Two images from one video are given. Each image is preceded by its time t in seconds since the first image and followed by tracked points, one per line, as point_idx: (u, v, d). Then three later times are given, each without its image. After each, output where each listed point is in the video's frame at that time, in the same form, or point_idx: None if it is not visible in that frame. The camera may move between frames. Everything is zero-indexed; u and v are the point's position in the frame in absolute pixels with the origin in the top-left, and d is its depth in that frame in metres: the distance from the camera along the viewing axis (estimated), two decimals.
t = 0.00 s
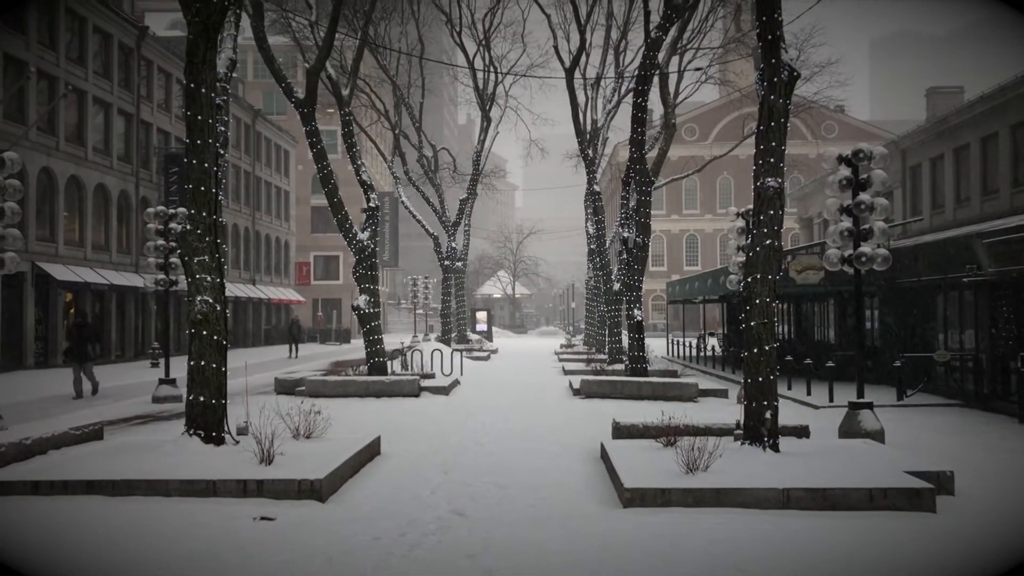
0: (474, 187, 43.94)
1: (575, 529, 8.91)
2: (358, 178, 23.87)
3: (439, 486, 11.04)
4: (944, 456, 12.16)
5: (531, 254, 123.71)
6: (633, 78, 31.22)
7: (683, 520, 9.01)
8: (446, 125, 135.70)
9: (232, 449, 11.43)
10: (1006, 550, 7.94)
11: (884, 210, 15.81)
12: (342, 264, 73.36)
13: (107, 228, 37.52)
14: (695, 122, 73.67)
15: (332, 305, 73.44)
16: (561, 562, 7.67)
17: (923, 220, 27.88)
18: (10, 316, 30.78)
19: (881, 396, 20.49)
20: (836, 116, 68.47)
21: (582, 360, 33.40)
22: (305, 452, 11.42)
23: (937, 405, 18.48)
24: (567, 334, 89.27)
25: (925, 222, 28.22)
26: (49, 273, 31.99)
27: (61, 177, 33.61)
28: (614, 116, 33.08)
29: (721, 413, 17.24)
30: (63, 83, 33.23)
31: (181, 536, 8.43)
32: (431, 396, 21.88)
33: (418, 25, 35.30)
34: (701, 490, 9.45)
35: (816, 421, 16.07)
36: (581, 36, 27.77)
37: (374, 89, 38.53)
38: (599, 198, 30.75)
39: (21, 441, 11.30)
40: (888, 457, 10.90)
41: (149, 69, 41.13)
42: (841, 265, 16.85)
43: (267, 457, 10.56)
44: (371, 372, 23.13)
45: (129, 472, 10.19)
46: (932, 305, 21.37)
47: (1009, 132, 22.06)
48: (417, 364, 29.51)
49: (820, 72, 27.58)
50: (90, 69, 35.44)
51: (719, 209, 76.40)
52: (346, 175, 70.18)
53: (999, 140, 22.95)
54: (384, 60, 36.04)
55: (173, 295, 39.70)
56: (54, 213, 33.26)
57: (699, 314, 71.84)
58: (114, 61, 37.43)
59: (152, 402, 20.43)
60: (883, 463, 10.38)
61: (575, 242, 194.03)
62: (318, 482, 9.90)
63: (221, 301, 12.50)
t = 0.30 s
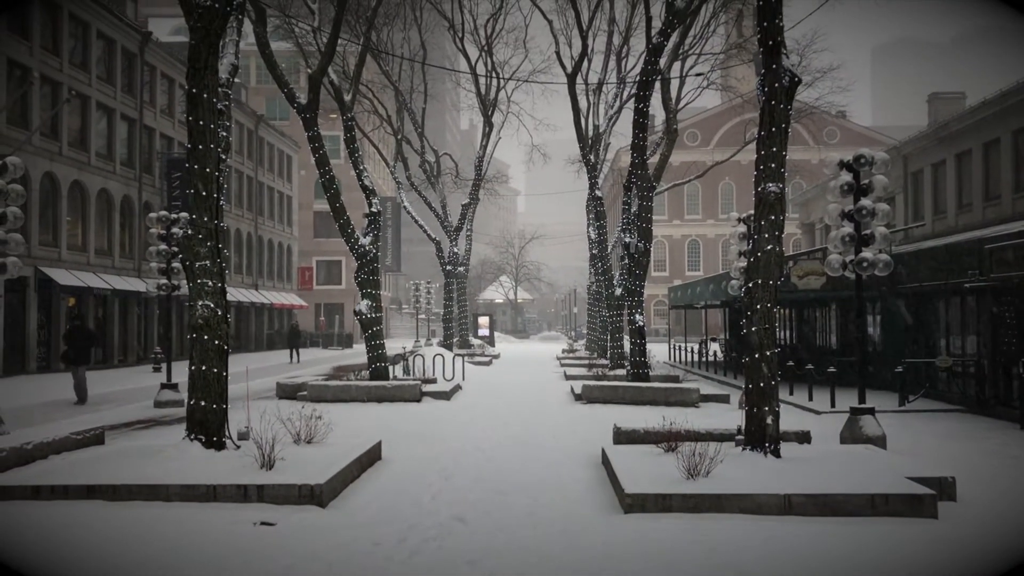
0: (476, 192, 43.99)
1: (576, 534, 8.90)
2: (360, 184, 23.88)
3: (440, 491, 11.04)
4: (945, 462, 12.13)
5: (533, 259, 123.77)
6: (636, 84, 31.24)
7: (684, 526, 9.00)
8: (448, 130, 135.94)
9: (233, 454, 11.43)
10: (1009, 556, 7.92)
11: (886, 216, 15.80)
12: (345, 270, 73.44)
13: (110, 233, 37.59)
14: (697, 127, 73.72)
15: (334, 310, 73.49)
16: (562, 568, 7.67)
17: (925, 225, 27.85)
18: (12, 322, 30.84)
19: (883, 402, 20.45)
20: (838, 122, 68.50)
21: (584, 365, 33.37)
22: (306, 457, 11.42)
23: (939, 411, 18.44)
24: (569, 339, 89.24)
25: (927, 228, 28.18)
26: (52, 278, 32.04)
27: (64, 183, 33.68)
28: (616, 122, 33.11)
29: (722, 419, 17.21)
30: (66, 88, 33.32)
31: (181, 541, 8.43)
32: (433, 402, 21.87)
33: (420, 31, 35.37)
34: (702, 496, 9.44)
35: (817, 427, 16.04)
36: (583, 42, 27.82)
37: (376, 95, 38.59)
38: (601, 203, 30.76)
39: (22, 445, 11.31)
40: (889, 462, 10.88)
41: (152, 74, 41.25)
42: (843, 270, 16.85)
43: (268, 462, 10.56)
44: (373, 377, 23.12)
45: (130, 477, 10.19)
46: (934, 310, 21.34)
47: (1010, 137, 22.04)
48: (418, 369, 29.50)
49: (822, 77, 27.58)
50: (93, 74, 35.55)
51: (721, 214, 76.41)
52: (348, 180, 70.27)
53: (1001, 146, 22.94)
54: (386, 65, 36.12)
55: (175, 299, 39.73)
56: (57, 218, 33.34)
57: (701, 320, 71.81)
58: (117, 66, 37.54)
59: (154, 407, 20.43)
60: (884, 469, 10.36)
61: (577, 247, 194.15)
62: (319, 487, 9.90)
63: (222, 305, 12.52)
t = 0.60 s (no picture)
0: (477, 196, 43.97)
1: (574, 539, 8.88)
2: (360, 187, 23.87)
3: (438, 496, 11.00)
4: (945, 468, 12.09)
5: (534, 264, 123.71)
6: (636, 88, 31.24)
7: (683, 532, 8.97)
8: (448, 134, 136.04)
9: (230, 458, 11.40)
10: (1010, 562, 7.87)
11: (885, 221, 15.79)
12: (344, 273, 73.44)
13: (109, 237, 37.57)
14: (698, 132, 73.71)
15: (334, 314, 73.43)
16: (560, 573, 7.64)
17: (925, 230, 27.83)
18: (12, 325, 30.84)
19: (883, 407, 20.39)
20: (839, 127, 68.48)
21: (584, 370, 33.33)
22: (304, 462, 11.38)
23: (939, 417, 18.39)
24: (569, 343, 89.21)
25: (927, 233, 28.16)
26: (52, 281, 32.04)
27: (64, 186, 33.69)
28: (616, 126, 33.12)
29: (721, 424, 17.18)
30: (66, 91, 33.34)
31: (178, 546, 8.40)
32: (432, 406, 21.83)
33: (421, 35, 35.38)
34: (701, 501, 9.41)
35: (817, 432, 16.00)
36: (583, 46, 27.83)
37: (377, 99, 38.60)
38: (601, 207, 30.74)
39: (19, 449, 11.29)
40: (888, 468, 10.84)
41: (153, 78, 41.29)
42: (842, 275, 16.83)
43: (266, 466, 10.53)
44: (372, 381, 23.09)
45: (127, 481, 10.17)
46: (934, 316, 21.30)
47: (1011, 143, 22.01)
48: (418, 374, 29.45)
49: (823, 82, 27.58)
50: (94, 78, 35.58)
51: (721, 219, 76.36)
52: (348, 184, 70.29)
53: (1001, 151, 22.94)
54: (386, 69, 36.14)
55: (174, 303, 39.72)
56: (56, 221, 33.33)
57: (701, 324, 71.72)
58: (118, 70, 37.58)
59: (153, 410, 20.41)
60: (884, 475, 10.32)
61: (577, 251, 194.14)
62: (316, 492, 9.87)
63: (220, 309, 12.51)
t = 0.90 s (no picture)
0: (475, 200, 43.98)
1: (569, 544, 8.85)
2: (358, 190, 23.87)
3: (433, 500, 10.98)
4: (941, 473, 12.08)
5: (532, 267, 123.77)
6: (634, 93, 31.28)
7: (679, 536, 8.95)
8: (447, 137, 136.20)
9: (225, 461, 11.37)
10: (1002, 568, 7.86)
11: (882, 226, 15.80)
12: (343, 276, 73.46)
13: (107, 239, 37.56)
14: (696, 136, 73.78)
15: (332, 317, 73.40)
16: None
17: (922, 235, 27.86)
18: (8, 327, 30.80)
19: (880, 412, 20.38)
20: (836, 132, 68.56)
21: (582, 374, 33.31)
22: (299, 465, 11.35)
23: (936, 422, 18.38)
24: (567, 347, 89.17)
25: (925, 238, 28.18)
26: (50, 283, 32.02)
27: (62, 188, 33.69)
28: (614, 130, 33.15)
29: (717, 428, 17.17)
30: (65, 93, 33.37)
31: (174, 548, 8.37)
32: (429, 409, 21.82)
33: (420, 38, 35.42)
34: (697, 506, 9.40)
35: (814, 437, 15.99)
36: (581, 50, 27.87)
37: (375, 102, 38.63)
38: (599, 211, 30.75)
39: (14, 451, 11.25)
40: (883, 473, 10.83)
41: (151, 80, 41.29)
42: (839, 280, 16.83)
43: (260, 469, 10.50)
44: (369, 384, 23.07)
45: (122, 484, 10.13)
46: (932, 321, 21.31)
47: (1008, 148, 22.05)
48: (415, 377, 29.43)
49: (821, 87, 27.63)
50: (92, 80, 35.61)
51: (719, 223, 76.39)
52: (347, 187, 70.31)
53: (999, 157, 22.97)
54: (385, 72, 36.14)
55: (172, 305, 39.71)
56: (54, 223, 33.31)
57: (699, 328, 71.77)
58: (117, 72, 37.61)
59: (150, 412, 20.38)
60: (879, 480, 10.32)
61: (575, 255, 194.26)
62: (311, 495, 9.84)
63: (216, 312, 12.50)
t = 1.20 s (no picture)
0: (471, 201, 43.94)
1: (562, 546, 8.83)
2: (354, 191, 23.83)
3: (426, 502, 10.94)
4: (935, 477, 12.08)
5: (528, 270, 123.72)
6: (631, 95, 31.29)
7: (673, 539, 8.93)
8: (445, 139, 136.13)
9: (218, 462, 11.34)
10: (996, 573, 7.83)
11: (878, 230, 15.81)
12: (339, 277, 73.37)
13: (102, 239, 37.45)
14: (692, 139, 73.76)
15: (328, 318, 73.28)
16: None
17: (918, 239, 27.86)
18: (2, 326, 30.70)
19: (875, 416, 20.38)
20: (833, 135, 68.56)
21: (577, 376, 33.31)
22: (292, 466, 11.31)
23: (931, 426, 18.40)
24: (563, 350, 89.15)
25: (921, 242, 28.19)
26: (44, 283, 31.95)
27: (57, 188, 33.60)
28: (611, 133, 33.13)
29: (712, 431, 17.15)
30: (60, 93, 33.29)
31: (169, 549, 8.32)
32: (424, 411, 21.77)
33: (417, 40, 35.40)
34: (691, 509, 9.38)
35: (808, 440, 15.98)
36: (578, 53, 27.88)
37: (372, 103, 38.60)
38: (595, 214, 30.74)
39: (6, 451, 11.20)
40: (877, 477, 10.82)
41: (148, 80, 41.23)
42: (834, 283, 16.83)
43: (253, 470, 10.47)
44: (364, 385, 23.00)
45: (114, 484, 10.08)
46: (927, 325, 21.31)
47: (1004, 153, 22.07)
48: (410, 378, 29.37)
49: (818, 91, 27.65)
50: (88, 80, 35.53)
51: (715, 226, 76.39)
52: (343, 188, 70.25)
53: (995, 162, 23.00)
54: (382, 74, 36.10)
55: (167, 306, 39.63)
56: (49, 223, 33.25)
57: (695, 331, 71.75)
58: (113, 71, 37.51)
59: (143, 413, 20.31)
60: (873, 483, 10.31)
61: (572, 257, 194.33)
62: (303, 497, 9.80)
63: (210, 313, 12.46)
